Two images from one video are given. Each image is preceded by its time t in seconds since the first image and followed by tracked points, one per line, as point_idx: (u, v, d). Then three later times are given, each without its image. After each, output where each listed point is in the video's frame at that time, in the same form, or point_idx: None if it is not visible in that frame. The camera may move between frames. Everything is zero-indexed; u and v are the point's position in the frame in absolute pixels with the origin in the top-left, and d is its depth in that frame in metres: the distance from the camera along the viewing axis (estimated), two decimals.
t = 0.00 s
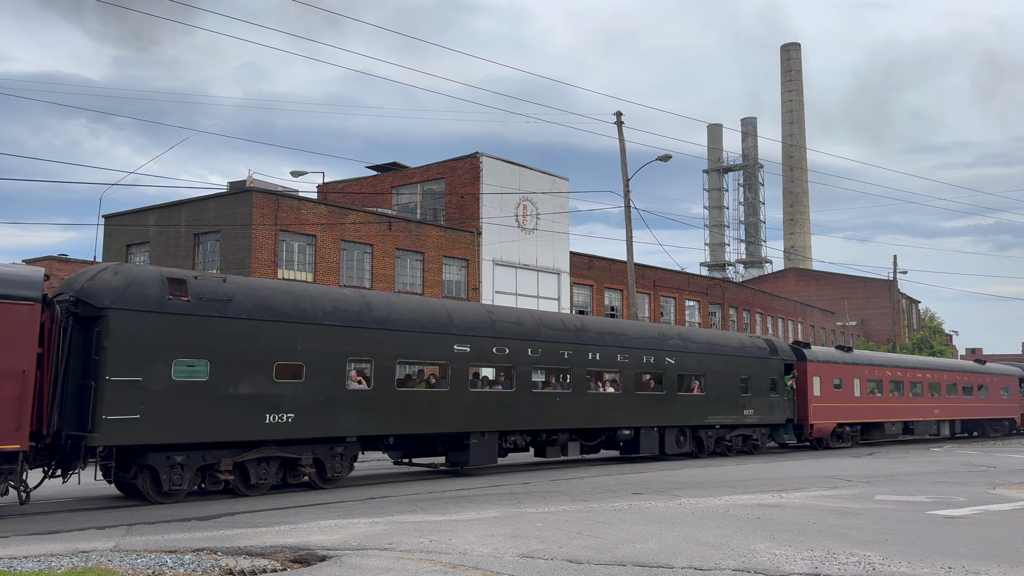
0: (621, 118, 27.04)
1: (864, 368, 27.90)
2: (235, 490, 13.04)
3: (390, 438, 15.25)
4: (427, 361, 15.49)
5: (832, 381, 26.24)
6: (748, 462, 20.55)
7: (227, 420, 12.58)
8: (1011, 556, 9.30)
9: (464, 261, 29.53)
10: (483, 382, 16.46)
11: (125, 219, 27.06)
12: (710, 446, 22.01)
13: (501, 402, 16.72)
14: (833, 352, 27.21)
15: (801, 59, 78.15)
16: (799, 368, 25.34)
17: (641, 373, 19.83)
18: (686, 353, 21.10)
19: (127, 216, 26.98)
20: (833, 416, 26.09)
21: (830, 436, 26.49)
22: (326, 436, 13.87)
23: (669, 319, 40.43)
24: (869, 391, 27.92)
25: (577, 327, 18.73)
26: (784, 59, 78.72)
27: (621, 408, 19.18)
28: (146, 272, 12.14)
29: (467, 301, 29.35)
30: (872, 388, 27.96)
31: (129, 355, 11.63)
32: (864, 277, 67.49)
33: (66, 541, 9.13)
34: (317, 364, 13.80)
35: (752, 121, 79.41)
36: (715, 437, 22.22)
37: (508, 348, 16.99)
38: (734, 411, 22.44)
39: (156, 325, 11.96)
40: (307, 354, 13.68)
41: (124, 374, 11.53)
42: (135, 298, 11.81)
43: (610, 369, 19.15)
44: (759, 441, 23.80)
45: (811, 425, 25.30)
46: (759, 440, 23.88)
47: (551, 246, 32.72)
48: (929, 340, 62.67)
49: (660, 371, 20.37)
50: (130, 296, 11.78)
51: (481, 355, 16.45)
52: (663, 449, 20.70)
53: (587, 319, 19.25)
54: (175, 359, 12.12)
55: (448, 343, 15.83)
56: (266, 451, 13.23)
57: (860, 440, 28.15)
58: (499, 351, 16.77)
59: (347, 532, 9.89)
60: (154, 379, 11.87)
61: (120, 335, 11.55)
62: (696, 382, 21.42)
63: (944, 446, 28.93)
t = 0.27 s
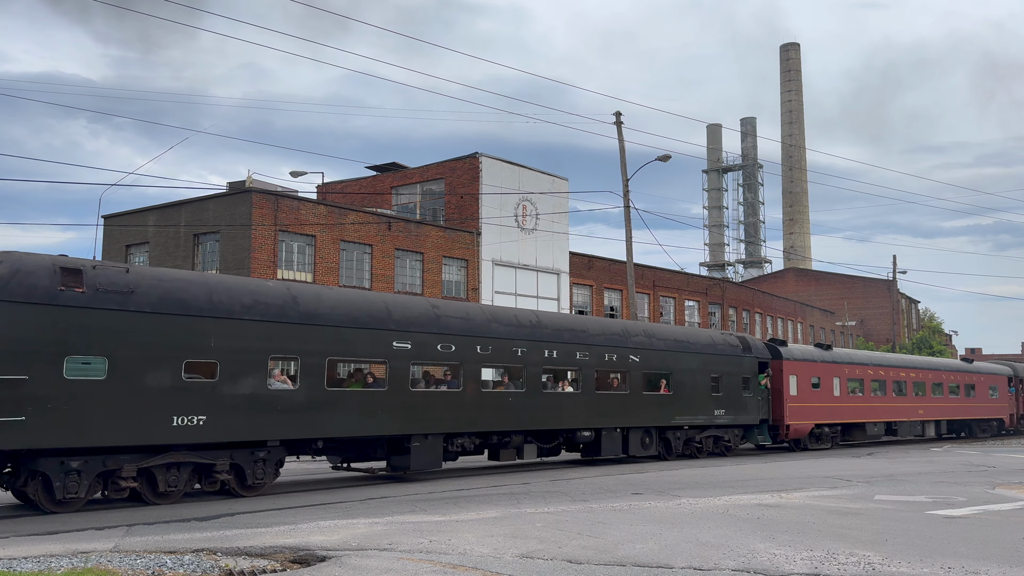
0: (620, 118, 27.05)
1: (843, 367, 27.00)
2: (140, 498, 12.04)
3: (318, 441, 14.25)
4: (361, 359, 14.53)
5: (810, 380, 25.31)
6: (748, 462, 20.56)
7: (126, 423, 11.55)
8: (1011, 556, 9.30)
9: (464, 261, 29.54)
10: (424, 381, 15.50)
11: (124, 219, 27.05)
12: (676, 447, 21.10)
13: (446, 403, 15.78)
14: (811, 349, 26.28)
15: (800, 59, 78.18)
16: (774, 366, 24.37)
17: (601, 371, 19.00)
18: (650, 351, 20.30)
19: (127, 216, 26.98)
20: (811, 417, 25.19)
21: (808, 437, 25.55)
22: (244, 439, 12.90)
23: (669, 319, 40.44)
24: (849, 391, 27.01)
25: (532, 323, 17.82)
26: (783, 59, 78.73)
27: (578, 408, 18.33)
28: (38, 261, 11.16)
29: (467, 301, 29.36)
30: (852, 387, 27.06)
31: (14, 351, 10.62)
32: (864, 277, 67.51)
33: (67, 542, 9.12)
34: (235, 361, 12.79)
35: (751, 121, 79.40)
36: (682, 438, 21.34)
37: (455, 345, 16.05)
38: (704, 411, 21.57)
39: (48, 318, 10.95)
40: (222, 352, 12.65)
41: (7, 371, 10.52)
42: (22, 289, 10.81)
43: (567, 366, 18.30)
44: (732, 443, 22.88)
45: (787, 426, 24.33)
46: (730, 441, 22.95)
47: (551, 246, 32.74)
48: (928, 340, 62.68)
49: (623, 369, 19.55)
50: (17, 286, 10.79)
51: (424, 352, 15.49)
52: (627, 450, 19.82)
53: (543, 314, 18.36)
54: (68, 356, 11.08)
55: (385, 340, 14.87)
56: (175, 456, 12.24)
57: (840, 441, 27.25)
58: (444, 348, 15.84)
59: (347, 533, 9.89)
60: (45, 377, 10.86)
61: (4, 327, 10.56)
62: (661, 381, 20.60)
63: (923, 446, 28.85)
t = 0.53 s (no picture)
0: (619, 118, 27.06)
1: (822, 365, 26.02)
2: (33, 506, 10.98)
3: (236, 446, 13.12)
4: (285, 358, 13.43)
5: (786, 379, 24.35)
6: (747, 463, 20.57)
7: (3, 427, 10.39)
8: (1010, 556, 9.30)
9: (463, 261, 29.54)
10: (357, 381, 14.39)
11: (124, 219, 27.04)
12: (641, 449, 20.12)
13: (382, 404, 14.69)
14: (788, 346, 25.34)
15: (799, 59, 78.21)
16: (748, 365, 23.37)
17: (559, 370, 17.98)
18: (613, 349, 19.29)
19: (126, 217, 26.97)
20: (787, 417, 24.24)
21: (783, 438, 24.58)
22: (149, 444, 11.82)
23: (668, 319, 40.45)
24: (828, 390, 26.03)
25: (483, 318, 16.71)
26: (782, 59, 78.74)
27: (532, 409, 17.29)
28: None
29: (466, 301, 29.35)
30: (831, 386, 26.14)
31: None
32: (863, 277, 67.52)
33: (67, 542, 9.12)
34: (137, 360, 11.66)
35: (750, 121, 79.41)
36: (648, 440, 20.35)
37: (394, 342, 14.93)
38: (672, 411, 20.58)
39: None
40: (122, 349, 11.52)
41: None
42: None
43: (522, 365, 17.22)
44: (703, 445, 21.84)
45: (761, 427, 23.33)
46: (701, 442, 21.91)
47: (550, 246, 32.74)
48: (928, 340, 62.67)
49: (583, 368, 18.54)
50: None
51: (357, 350, 14.37)
52: (587, 453, 18.81)
53: (496, 309, 17.28)
54: (5, 356, 10.44)
55: (313, 336, 13.73)
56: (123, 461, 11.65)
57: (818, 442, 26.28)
58: (381, 346, 14.72)
59: (347, 533, 9.89)
60: None
61: None
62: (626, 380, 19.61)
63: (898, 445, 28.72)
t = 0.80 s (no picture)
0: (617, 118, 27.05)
1: (800, 363, 25.04)
2: None
3: (140, 450, 12.05)
4: (197, 355, 12.31)
5: (761, 378, 23.36)
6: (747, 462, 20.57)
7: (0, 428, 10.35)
8: (1009, 555, 9.31)
9: (462, 262, 29.53)
10: (281, 380, 13.27)
11: (123, 220, 27.03)
12: (604, 452, 19.13)
13: (309, 404, 13.56)
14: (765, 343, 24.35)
15: (798, 59, 78.23)
16: (720, 363, 22.37)
17: (512, 368, 16.90)
18: (572, 347, 18.26)
19: (125, 217, 26.97)
20: (762, 417, 23.25)
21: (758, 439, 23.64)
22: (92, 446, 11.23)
23: (668, 319, 40.46)
24: (805, 390, 25.05)
25: (427, 313, 15.61)
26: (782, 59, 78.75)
27: (481, 410, 16.23)
28: None
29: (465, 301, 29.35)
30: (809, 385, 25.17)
31: None
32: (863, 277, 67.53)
33: (66, 542, 9.11)
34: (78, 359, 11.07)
35: (749, 121, 79.42)
36: (612, 441, 19.36)
37: (323, 338, 13.79)
38: (636, 412, 19.53)
39: None
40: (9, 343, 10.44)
41: None
42: None
43: (470, 363, 16.14)
44: (670, 446, 20.84)
45: (733, 428, 22.33)
46: (669, 443, 20.91)
47: (550, 246, 32.74)
48: (927, 340, 62.68)
49: (539, 366, 17.48)
50: None
51: (281, 347, 13.25)
52: (544, 456, 17.75)
53: (443, 303, 16.19)
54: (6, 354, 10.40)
55: (228, 331, 12.61)
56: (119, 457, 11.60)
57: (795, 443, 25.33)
58: (308, 342, 13.58)
59: (346, 533, 9.89)
60: None
61: None
62: (587, 378, 18.60)
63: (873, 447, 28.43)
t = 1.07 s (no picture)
0: (616, 118, 27.05)
1: (773, 362, 24.20)
2: None
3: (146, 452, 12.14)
4: (97, 351, 11.35)
5: (733, 376, 22.46)
6: (746, 462, 20.55)
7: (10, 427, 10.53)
8: (1008, 555, 9.32)
9: (462, 261, 29.52)
10: (193, 379, 12.31)
11: (122, 220, 27.03)
12: (561, 455, 18.24)
13: (307, 408, 13.63)
14: (736, 340, 23.44)
15: (797, 59, 78.27)
16: (689, 361, 21.46)
17: (458, 367, 16.02)
18: (525, 344, 17.37)
19: (124, 217, 26.96)
20: (734, 418, 22.35)
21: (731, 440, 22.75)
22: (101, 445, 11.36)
23: (667, 319, 40.46)
24: (780, 389, 24.18)
25: (362, 308, 14.68)
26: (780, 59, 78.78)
27: (423, 410, 15.32)
28: None
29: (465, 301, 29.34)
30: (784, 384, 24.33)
31: None
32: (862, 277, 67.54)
33: (66, 543, 9.10)
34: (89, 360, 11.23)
35: (748, 121, 79.42)
36: (570, 443, 18.47)
37: (242, 334, 12.83)
38: (596, 413, 18.66)
39: None
40: None
41: None
42: None
43: (410, 361, 15.24)
44: (634, 447, 19.95)
45: (702, 428, 21.42)
46: (633, 445, 20.03)
47: (549, 246, 32.74)
48: (926, 340, 62.68)
49: (488, 364, 16.59)
50: None
51: (193, 344, 12.28)
52: (496, 459, 16.89)
53: (381, 298, 15.25)
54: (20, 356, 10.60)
55: (131, 326, 11.64)
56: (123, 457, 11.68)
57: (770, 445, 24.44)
58: (223, 338, 12.61)
59: (346, 533, 9.90)
60: None
61: None
62: (542, 376, 17.74)
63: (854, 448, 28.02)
